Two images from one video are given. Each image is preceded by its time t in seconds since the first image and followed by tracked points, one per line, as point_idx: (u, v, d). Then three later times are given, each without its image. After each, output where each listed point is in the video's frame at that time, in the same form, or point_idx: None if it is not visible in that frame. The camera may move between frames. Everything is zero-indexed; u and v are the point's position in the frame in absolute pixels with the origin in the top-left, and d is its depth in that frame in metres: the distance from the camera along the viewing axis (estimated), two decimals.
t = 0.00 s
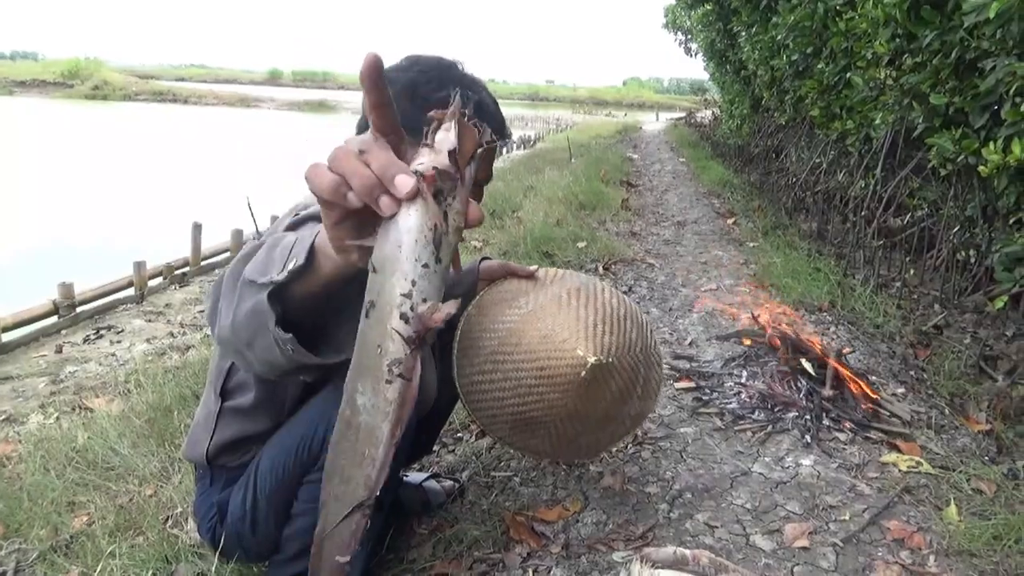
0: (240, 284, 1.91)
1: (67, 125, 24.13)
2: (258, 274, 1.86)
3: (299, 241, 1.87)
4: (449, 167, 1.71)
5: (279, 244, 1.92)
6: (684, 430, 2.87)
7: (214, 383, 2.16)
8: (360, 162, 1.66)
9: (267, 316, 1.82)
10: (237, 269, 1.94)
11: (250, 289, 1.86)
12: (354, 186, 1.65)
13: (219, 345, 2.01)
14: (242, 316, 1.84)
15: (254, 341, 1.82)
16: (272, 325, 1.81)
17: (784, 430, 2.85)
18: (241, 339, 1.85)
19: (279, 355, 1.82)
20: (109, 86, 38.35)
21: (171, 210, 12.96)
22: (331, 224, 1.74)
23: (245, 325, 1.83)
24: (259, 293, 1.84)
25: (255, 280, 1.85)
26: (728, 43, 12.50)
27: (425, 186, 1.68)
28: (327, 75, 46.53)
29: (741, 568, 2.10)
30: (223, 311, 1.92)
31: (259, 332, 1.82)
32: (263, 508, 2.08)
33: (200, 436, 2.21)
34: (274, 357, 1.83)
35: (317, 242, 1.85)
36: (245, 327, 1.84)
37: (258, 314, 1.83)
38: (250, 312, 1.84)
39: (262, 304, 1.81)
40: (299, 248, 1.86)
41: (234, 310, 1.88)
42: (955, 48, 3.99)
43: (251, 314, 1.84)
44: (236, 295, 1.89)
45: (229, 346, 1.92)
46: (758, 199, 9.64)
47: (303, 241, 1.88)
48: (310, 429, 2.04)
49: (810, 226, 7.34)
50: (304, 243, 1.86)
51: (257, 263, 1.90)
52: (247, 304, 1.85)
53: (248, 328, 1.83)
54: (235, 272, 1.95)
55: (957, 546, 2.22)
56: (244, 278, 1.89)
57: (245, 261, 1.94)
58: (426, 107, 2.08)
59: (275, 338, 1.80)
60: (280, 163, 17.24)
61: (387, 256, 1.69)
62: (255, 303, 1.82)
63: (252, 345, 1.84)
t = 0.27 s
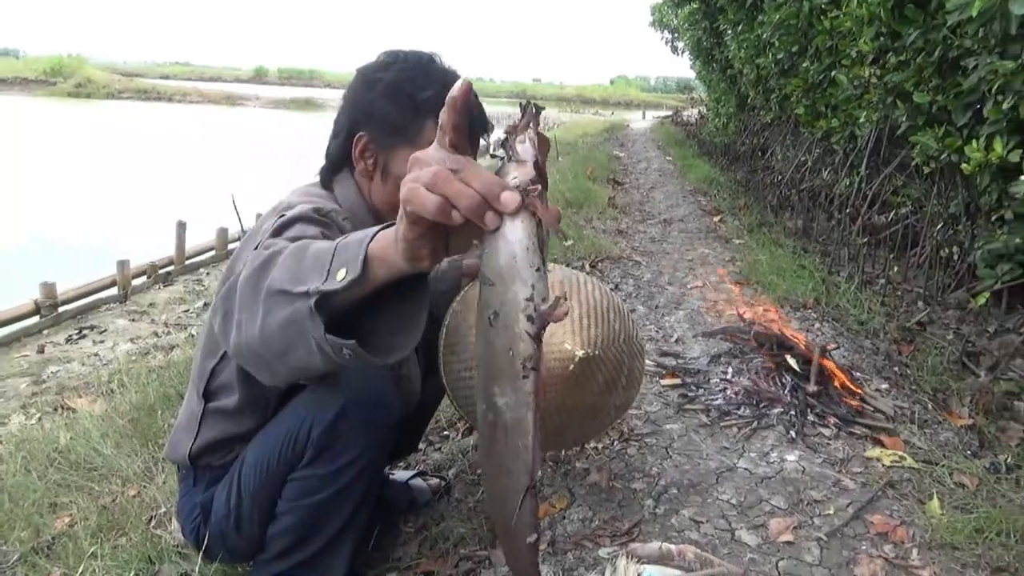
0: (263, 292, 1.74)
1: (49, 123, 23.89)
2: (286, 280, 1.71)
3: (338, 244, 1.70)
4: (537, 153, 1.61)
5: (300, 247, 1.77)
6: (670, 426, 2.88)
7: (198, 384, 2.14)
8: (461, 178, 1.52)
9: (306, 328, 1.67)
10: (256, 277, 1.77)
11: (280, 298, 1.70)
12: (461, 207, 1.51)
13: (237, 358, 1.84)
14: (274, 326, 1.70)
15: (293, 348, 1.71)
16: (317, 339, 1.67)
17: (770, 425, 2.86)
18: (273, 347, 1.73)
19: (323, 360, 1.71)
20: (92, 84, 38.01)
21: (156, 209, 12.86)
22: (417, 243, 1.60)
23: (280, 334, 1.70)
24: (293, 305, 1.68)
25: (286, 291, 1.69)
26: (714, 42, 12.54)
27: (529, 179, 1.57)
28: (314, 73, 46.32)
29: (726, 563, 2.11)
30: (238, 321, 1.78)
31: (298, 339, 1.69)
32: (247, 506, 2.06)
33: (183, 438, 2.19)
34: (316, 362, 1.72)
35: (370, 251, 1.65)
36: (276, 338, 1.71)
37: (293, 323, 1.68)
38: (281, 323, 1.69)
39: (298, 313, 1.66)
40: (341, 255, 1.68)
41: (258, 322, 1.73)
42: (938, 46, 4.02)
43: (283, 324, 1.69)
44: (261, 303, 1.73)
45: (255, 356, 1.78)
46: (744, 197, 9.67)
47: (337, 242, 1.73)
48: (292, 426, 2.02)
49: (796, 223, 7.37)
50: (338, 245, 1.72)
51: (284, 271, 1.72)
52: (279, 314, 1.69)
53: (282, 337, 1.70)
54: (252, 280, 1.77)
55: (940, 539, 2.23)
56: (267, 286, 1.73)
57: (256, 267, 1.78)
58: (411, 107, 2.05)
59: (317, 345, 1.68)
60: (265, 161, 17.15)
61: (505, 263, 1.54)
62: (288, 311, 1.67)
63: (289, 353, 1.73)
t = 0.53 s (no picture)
0: (291, 291, 1.63)
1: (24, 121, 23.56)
2: (319, 277, 1.62)
3: (377, 238, 1.63)
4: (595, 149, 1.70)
5: (324, 243, 1.68)
6: (652, 420, 2.89)
7: (177, 385, 2.11)
8: (543, 177, 1.53)
9: (348, 324, 1.60)
10: (278, 277, 1.65)
11: (314, 296, 1.61)
12: (544, 204, 1.51)
13: (257, 362, 1.72)
14: (311, 325, 1.61)
15: (331, 346, 1.63)
16: (365, 333, 1.60)
17: (750, 418, 2.88)
18: (307, 346, 1.65)
19: (365, 356, 1.64)
20: (68, 81, 37.52)
21: (135, 207, 12.73)
22: (487, 241, 1.55)
23: (318, 333, 1.62)
24: (332, 302, 1.60)
25: (321, 288, 1.60)
26: (695, 38, 12.59)
27: (598, 174, 1.67)
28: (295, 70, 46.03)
29: (707, 554, 2.12)
30: (256, 321, 1.67)
31: (337, 337, 1.62)
32: (227, 505, 2.05)
33: (162, 438, 2.16)
34: (356, 358, 1.65)
35: (420, 245, 1.59)
36: (312, 336, 1.63)
37: (334, 320, 1.60)
38: (318, 321, 1.61)
39: (342, 309, 1.59)
40: (382, 250, 1.61)
41: (288, 321, 1.63)
42: (916, 42, 4.06)
43: (320, 321, 1.61)
44: (291, 302, 1.63)
45: (283, 356, 1.69)
46: (725, 192, 9.72)
47: (372, 237, 1.65)
48: (272, 425, 2.01)
49: (776, 218, 7.42)
50: (373, 240, 1.65)
51: (315, 267, 1.63)
52: (316, 311, 1.60)
53: (320, 336, 1.62)
54: (274, 280, 1.65)
55: (918, 528, 2.26)
56: (296, 284, 1.63)
57: (275, 266, 1.67)
58: (394, 98, 2.01)
59: (361, 340, 1.61)
60: (246, 159, 17.02)
61: (581, 250, 1.65)
62: (328, 307, 1.60)
63: (326, 351, 1.64)
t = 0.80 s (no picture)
0: (291, 286, 1.62)
1: None
2: (319, 272, 1.61)
3: (377, 232, 1.63)
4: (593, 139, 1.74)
5: (323, 238, 1.67)
6: (631, 413, 2.90)
7: (155, 385, 2.09)
8: (542, 167, 1.57)
9: (351, 317, 1.59)
10: (277, 272, 1.64)
11: (314, 291, 1.60)
12: (545, 193, 1.56)
13: (256, 359, 1.71)
14: (312, 319, 1.60)
15: (333, 340, 1.62)
16: (368, 325, 1.59)
17: (728, 409, 2.90)
18: (309, 341, 1.64)
19: (368, 349, 1.63)
20: (41, 80, 36.97)
21: (111, 207, 12.58)
22: (488, 231, 1.57)
23: (318, 328, 1.61)
24: (334, 295, 1.59)
25: (323, 282, 1.60)
26: (674, 33, 12.63)
27: (597, 164, 1.69)
28: (273, 66, 45.62)
29: (685, 545, 2.13)
30: (255, 318, 1.65)
31: (339, 330, 1.61)
32: (205, 504, 2.04)
33: (138, 438, 2.14)
34: (358, 351, 1.64)
35: (422, 237, 1.59)
36: (314, 330, 1.62)
37: (335, 313, 1.59)
38: (320, 315, 1.60)
39: (343, 303, 1.58)
40: (383, 243, 1.61)
41: (288, 316, 1.62)
42: (890, 35, 4.10)
43: (322, 315, 1.60)
44: (291, 298, 1.62)
45: (283, 352, 1.67)
46: (704, 186, 9.76)
47: (371, 231, 1.65)
48: (252, 423, 1.99)
49: (755, 212, 7.46)
50: (373, 234, 1.64)
51: (315, 261, 1.62)
52: (318, 305, 1.59)
53: (321, 330, 1.61)
54: (273, 276, 1.64)
55: (892, 515, 2.29)
56: (296, 280, 1.62)
57: (273, 262, 1.66)
58: (383, 91, 2.04)
59: (364, 332, 1.61)
60: (224, 157, 16.87)
61: (582, 240, 1.69)
62: (329, 302, 1.59)
63: (328, 346, 1.63)
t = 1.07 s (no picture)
0: (273, 284, 1.63)
1: None
2: (302, 269, 1.62)
3: (361, 228, 1.65)
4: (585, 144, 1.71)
5: (304, 235, 1.68)
6: (605, 408, 2.92)
7: (126, 387, 2.07)
8: (534, 165, 1.56)
9: (335, 313, 1.61)
10: (258, 270, 1.64)
11: (297, 287, 1.61)
12: (536, 191, 1.56)
13: (237, 357, 1.71)
14: (296, 316, 1.61)
15: (317, 336, 1.63)
16: (352, 321, 1.61)
17: (701, 403, 2.93)
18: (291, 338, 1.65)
19: (352, 344, 1.65)
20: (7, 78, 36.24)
21: (80, 207, 12.37)
22: (477, 227, 1.57)
23: (302, 324, 1.62)
24: (317, 292, 1.60)
25: (306, 279, 1.61)
26: (647, 29, 12.69)
27: (586, 166, 1.68)
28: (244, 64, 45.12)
29: (658, 538, 2.15)
30: (236, 316, 1.65)
31: (323, 326, 1.63)
32: (177, 505, 2.02)
33: (108, 441, 2.11)
34: (342, 347, 1.66)
35: (407, 233, 1.61)
36: (297, 327, 1.63)
37: (319, 310, 1.61)
38: (304, 311, 1.61)
39: (328, 299, 1.60)
40: (367, 240, 1.63)
41: (270, 313, 1.63)
42: (858, 31, 4.15)
43: (306, 311, 1.61)
44: (273, 296, 1.62)
45: (265, 349, 1.68)
46: (678, 181, 9.82)
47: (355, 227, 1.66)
48: (223, 424, 1.97)
49: (729, 206, 7.52)
50: (357, 231, 1.66)
51: (297, 258, 1.63)
52: (302, 301, 1.61)
53: (305, 326, 1.62)
54: (254, 273, 1.64)
55: (860, 504, 2.33)
56: (279, 277, 1.62)
57: (254, 259, 1.66)
58: (355, 87, 2.04)
59: (348, 328, 1.62)
60: (196, 155, 16.67)
61: (567, 236, 1.65)
62: (313, 299, 1.60)
63: (311, 341, 1.65)
